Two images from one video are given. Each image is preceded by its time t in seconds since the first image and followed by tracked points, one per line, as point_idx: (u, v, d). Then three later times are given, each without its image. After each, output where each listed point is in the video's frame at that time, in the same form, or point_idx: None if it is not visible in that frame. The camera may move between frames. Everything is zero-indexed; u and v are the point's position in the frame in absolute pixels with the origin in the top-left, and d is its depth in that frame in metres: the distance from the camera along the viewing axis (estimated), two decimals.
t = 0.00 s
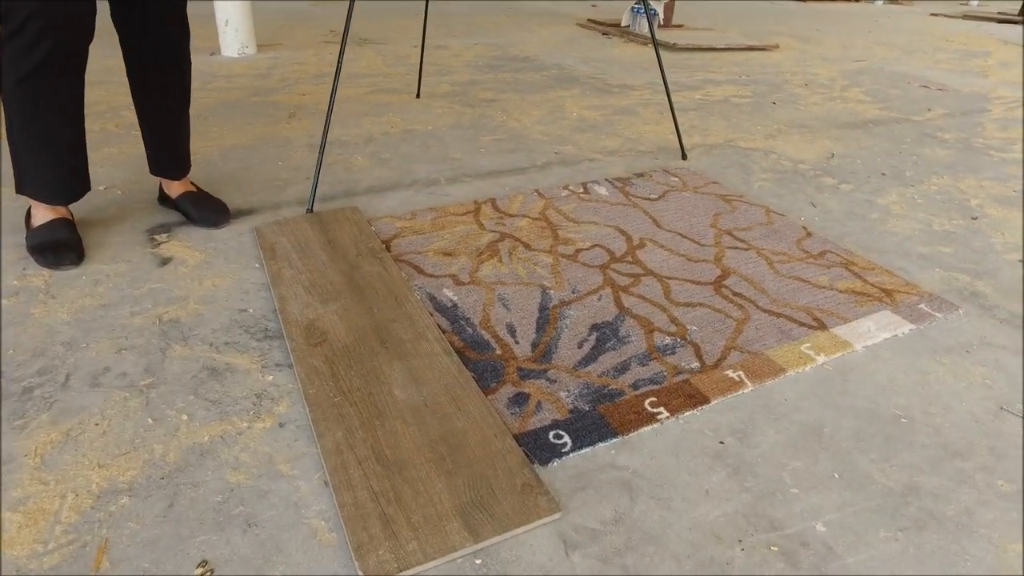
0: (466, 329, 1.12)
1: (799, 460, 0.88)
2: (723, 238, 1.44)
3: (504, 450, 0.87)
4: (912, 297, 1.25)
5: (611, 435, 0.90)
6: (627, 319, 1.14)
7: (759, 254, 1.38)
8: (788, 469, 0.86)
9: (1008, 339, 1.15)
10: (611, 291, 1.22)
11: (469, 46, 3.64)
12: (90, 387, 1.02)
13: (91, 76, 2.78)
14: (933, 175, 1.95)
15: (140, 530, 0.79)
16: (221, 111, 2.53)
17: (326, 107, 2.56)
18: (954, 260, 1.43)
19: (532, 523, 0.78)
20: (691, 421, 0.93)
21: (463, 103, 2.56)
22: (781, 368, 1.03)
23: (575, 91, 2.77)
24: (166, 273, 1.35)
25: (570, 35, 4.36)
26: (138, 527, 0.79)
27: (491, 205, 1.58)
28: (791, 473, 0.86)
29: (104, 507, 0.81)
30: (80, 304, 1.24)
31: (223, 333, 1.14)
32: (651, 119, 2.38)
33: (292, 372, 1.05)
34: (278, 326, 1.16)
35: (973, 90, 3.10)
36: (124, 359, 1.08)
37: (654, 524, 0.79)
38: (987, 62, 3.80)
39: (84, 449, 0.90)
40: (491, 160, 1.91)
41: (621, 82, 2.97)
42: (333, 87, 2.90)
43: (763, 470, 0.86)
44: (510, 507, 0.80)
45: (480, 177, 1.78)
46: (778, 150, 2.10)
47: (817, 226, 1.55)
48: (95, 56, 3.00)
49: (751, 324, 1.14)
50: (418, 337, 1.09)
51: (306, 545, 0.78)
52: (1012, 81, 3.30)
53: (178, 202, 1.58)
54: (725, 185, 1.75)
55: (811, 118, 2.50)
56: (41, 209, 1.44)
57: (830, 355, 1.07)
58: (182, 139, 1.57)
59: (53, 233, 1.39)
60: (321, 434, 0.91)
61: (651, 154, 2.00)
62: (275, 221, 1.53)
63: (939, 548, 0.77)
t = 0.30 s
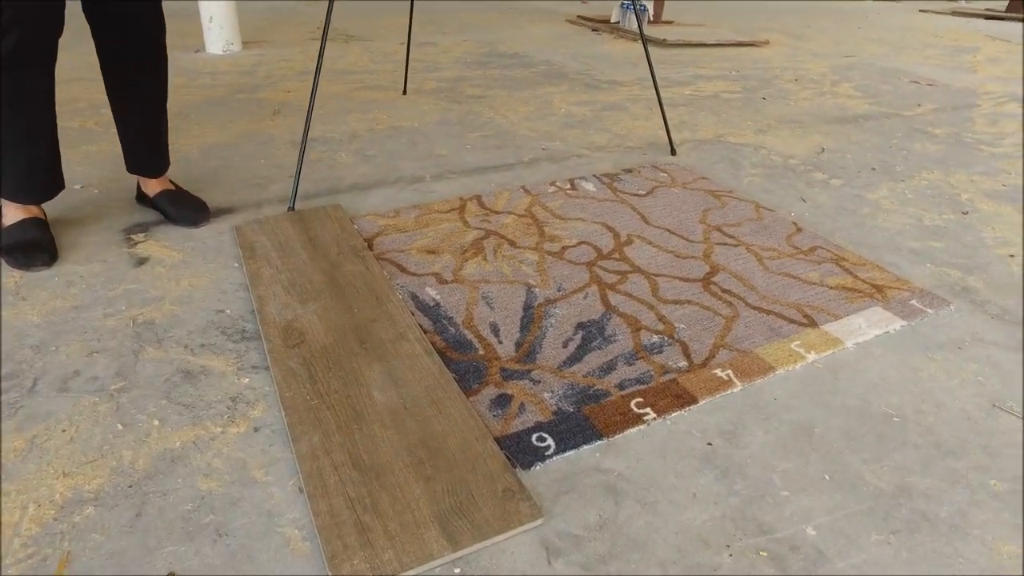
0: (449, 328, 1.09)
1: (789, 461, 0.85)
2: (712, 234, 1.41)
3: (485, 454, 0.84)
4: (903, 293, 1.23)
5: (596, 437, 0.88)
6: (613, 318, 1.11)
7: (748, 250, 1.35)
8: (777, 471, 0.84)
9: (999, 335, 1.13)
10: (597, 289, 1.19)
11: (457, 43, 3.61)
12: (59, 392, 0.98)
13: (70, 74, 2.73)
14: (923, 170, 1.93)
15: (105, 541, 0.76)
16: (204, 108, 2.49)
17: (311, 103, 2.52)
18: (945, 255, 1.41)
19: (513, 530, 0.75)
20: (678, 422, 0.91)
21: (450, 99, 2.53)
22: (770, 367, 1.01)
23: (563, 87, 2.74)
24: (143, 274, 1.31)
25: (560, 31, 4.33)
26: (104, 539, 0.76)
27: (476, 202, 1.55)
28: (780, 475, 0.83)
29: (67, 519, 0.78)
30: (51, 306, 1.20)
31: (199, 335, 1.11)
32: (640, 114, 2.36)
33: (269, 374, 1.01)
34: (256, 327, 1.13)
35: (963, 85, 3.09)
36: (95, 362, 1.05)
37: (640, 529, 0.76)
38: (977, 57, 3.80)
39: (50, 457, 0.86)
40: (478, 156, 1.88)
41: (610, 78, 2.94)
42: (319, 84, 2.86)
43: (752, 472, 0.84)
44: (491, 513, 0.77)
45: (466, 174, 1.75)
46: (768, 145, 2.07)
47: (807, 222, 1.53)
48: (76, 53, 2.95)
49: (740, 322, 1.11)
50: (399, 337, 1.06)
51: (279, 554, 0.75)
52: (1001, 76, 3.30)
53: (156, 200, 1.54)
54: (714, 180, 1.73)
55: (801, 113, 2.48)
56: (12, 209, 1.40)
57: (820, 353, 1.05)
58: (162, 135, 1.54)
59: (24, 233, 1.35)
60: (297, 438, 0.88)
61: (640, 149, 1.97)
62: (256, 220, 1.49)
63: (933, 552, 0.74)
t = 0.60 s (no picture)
0: (434, 338, 1.08)
1: (775, 471, 0.85)
2: (699, 239, 1.41)
3: (470, 467, 0.84)
4: (889, 298, 1.23)
5: (582, 448, 0.87)
6: (600, 326, 1.11)
7: (735, 255, 1.35)
8: (763, 481, 0.84)
9: (984, 339, 1.13)
10: (584, 296, 1.19)
11: (446, 44, 3.60)
12: (39, 407, 0.97)
13: (54, 77, 2.70)
14: (910, 171, 1.94)
15: (84, 561, 0.74)
16: (190, 112, 2.47)
17: (297, 107, 2.51)
18: (931, 259, 1.41)
19: (497, 545, 0.75)
20: (664, 432, 0.91)
21: (439, 101, 2.52)
22: (757, 374, 1.01)
23: (552, 89, 2.74)
24: (126, 283, 1.30)
25: (549, 31, 4.32)
26: (83, 559, 0.75)
27: (463, 207, 1.54)
28: (766, 485, 0.83)
29: (46, 538, 0.77)
30: (32, 317, 1.19)
31: (183, 346, 1.10)
32: (628, 116, 2.36)
33: (253, 387, 1.01)
34: (240, 337, 1.12)
35: (950, 85, 3.11)
36: (77, 375, 1.03)
37: (625, 543, 0.76)
38: (963, 56, 3.82)
39: (29, 475, 0.85)
40: (466, 160, 1.87)
41: (599, 79, 2.94)
42: (307, 86, 2.84)
43: (738, 483, 0.84)
44: (475, 528, 0.76)
45: (454, 178, 1.74)
46: (756, 147, 2.07)
47: (795, 225, 1.53)
48: (61, 56, 2.92)
49: (727, 329, 1.11)
50: (385, 348, 1.05)
51: (261, 573, 0.74)
52: (987, 76, 3.32)
53: (140, 208, 1.53)
54: (702, 183, 1.73)
55: (789, 114, 2.49)
56: None
57: (807, 360, 1.05)
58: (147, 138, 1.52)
59: (6, 243, 1.33)
60: (280, 452, 0.87)
61: (628, 152, 1.97)
62: (241, 227, 1.48)
63: (917, 562, 0.75)
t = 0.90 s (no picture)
0: (428, 349, 1.08)
1: (768, 483, 0.85)
2: (693, 246, 1.41)
3: (465, 481, 0.83)
4: (882, 305, 1.23)
5: (576, 461, 0.87)
6: (594, 336, 1.11)
7: (729, 262, 1.35)
8: (757, 493, 0.84)
9: (977, 346, 1.14)
10: (578, 305, 1.19)
11: (439, 46, 3.59)
12: (30, 422, 0.96)
13: (45, 83, 2.69)
14: (902, 175, 1.95)
15: None
16: (182, 117, 2.45)
17: (290, 112, 2.50)
18: (924, 264, 1.42)
19: (492, 561, 0.75)
20: (659, 444, 0.91)
21: (432, 106, 2.52)
22: (750, 385, 1.01)
23: (545, 92, 2.74)
24: (118, 294, 1.29)
25: (543, 34, 4.32)
26: None
27: (457, 215, 1.53)
28: (760, 497, 0.83)
29: (37, 558, 0.76)
30: (23, 330, 1.18)
31: (175, 359, 1.09)
32: (622, 120, 2.36)
33: (246, 400, 1.00)
34: (233, 350, 1.11)
35: (941, 87, 3.13)
36: (68, 390, 1.03)
37: (619, 558, 0.76)
38: (954, 58, 3.85)
39: (19, 492, 0.85)
40: (459, 166, 1.86)
41: (593, 82, 2.94)
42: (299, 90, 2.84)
43: (732, 495, 0.84)
44: (470, 543, 0.76)
45: (447, 185, 1.73)
46: (750, 151, 2.08)
47: (788, 232, 1.53)
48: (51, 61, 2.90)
49: (721, 338, 1.11)
50: (379, 360, 1.05)
51: None
52: (978, 77, 3.34)
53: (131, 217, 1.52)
54: (695, 189, 1.73)
55: (782, 117, 2.49)
56: None
57: (800, 369, 1.05)
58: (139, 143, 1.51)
59: None
60: (274, 467, 0.87)
61: (621, 157, 1.97)
62: (233, 236, 1.47)
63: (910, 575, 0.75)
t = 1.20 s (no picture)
0: (424, 362, 1.09)
1: (759, 495, 0.87)
2: (687, 255, 1.42)
3: (461, 496, 0.85)
4: (873, 314, 1.25)
5: (570, 475, 0.89)
6: (588, 347, 1.12)
7: (722, 271, 1.36)
8: (748, 506, 0.85)
9: (965, 356, 1.16)
10: (572, 317, 1.20)
11: (434, 51, 3.60)
12: (30, 438, 0.97)
13: (39, 90, 2.69)
14: (894, 182, 1.96)
15: None
16: (177, 125, 2.46)
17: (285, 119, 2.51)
18: (914, 273, 1.44)
19: None
20: (652, 457, 0.92)
21: (427, 112, 2.53)
22: (742, 396, 1.02)
23: (540, 97, 2.75)
24: (115, 307, 1.30)
25: (538, 37, 4.34)
26: None
27: (452, 224, 1.54)
28: (750, 510, 0.85)
29: None
30: (21, 345, 1.19)
31: (173, 373, 1.10)
32: (616, 126, 2.37)
33: (245, 415, 1.01)
34: (231, 363, 1.12)
35: (933, 91, 3.16)
36: (68, 405, 1.04)
37: (612, 571, 0.77)
38: (946, 61, 3.88)
39: (21, 509, 0.86)
40: (454, 174, 1.87)
41: (587, 87, 2.95)
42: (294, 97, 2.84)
43: (724, 508, 0.85)
44: (466, 558, 0.77)
45: (441, 194, 1.74)
46: (743, 158, 2.09)
47: (781, 240, 1.54)
48: (45, 68, 2.90)
49: (713, 349, 1.13)
50: (375, 373, 1.06)
51: None
52: (969, 81, 3.37)
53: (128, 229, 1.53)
54: (689, 197, 1.74)
55: (775, 122, 2.51)
56: None
57: (791, 380, 1.06)
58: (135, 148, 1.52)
59: None
60: (273, 483, 0.88)
61: (615, 164, 1.99)
62: (230, 247, 1.48)
63: None
